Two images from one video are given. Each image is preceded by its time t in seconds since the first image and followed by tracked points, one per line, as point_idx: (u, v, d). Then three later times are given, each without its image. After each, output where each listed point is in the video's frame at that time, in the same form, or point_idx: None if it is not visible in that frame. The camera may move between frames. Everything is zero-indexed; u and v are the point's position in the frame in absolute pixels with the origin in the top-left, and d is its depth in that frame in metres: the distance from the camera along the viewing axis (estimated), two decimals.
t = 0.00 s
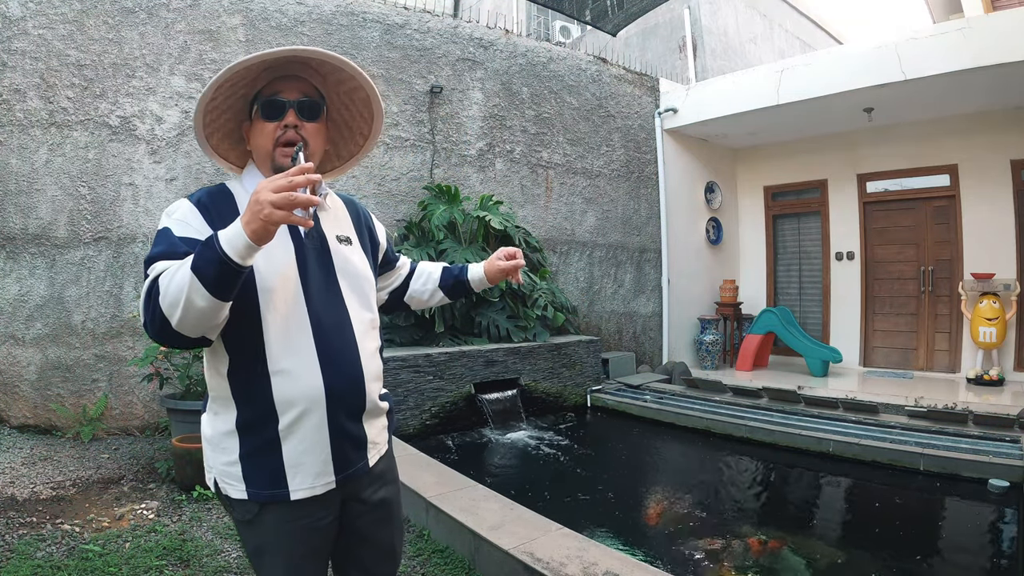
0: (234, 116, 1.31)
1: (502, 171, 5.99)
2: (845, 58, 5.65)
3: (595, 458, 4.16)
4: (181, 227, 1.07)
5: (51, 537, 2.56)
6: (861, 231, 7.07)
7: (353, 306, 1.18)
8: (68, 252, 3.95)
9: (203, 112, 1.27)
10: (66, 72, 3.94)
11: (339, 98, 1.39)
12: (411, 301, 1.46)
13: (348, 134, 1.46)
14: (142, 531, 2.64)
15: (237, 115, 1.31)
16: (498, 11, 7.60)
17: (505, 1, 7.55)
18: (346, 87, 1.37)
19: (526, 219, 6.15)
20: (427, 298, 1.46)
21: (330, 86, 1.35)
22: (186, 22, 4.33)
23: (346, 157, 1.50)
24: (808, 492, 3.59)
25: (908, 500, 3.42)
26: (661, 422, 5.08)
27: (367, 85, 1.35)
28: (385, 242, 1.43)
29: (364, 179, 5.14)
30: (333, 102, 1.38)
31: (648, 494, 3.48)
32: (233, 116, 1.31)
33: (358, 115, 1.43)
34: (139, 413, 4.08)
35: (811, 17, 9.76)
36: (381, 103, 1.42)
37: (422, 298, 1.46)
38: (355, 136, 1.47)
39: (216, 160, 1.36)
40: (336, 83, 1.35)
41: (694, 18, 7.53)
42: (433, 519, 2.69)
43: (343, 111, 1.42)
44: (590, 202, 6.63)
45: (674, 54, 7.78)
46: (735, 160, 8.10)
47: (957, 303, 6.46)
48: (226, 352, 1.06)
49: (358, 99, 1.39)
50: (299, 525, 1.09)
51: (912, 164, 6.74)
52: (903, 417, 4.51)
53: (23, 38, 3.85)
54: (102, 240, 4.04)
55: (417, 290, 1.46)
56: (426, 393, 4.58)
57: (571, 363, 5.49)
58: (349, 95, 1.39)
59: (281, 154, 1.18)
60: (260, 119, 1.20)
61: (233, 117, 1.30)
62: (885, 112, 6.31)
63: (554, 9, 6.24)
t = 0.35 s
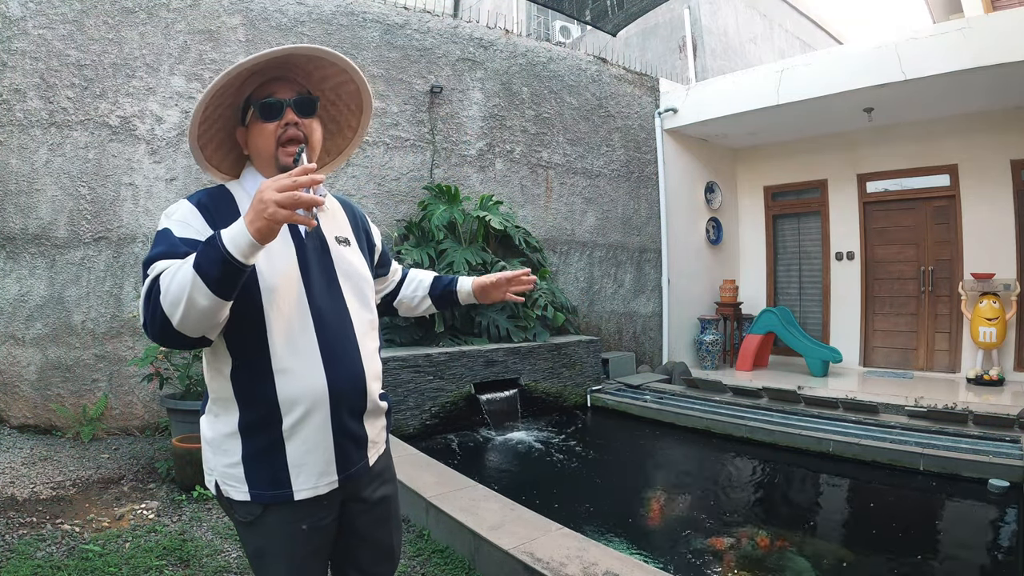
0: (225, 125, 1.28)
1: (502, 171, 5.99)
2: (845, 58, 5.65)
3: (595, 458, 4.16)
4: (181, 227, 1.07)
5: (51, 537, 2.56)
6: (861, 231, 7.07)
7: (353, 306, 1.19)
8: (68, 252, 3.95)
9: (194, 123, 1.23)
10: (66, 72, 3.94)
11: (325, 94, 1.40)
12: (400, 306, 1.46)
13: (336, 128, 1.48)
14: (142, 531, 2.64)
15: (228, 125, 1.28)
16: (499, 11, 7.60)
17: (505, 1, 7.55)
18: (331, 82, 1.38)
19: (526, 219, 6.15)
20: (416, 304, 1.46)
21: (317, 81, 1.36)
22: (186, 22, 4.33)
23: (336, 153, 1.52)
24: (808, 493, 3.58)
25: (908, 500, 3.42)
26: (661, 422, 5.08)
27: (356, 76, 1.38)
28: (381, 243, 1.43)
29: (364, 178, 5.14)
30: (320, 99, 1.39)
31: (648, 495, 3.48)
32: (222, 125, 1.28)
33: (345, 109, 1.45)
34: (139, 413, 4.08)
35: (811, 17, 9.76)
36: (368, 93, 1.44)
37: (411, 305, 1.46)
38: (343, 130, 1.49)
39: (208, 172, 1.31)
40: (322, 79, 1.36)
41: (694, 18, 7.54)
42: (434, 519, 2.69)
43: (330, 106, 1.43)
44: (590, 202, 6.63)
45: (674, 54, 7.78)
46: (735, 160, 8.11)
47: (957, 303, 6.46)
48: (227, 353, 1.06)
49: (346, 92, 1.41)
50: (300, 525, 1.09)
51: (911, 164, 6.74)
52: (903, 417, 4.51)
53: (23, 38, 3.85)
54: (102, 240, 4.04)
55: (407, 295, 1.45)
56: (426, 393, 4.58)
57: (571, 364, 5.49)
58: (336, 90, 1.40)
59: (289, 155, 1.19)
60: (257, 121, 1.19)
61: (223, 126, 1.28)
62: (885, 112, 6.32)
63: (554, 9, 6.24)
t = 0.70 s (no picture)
0: (224, 126, 1.28)
1: (502, 171, 6.00)
2: (845, 58, 5.65)
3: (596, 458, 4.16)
4: (184, 224, 1.07)
5: (52, 537, 2.56)
6: (861, 230, 7.07)
7: (354, 303, 1.19)
8: (68, 252, 3.95)
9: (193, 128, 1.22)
10: (66, 72, 3.94)
11: (321, 92, 1.41)
12: (415, 289, 1.48)
13: (332, 128, 1.50)
14: (142, 530, 2.64)
15: (227, 127, 1.28)
16: (499, 11, 7.60)
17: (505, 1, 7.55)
18: (326, 82, 1.39)
19: (526, 219, 6.15)
20: (430, 286, 1.49)
21: (314, 79, 1.37)
22: (186, 22, 4.33)
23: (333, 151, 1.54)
24: (808, 492, 3.58)
25: (908, 500, 3.42)
26: (661, 422, 5.08)
27: (351, 74, 1.39)
28: (380, 240, 1.43)
29: (364, 178, 5.14)
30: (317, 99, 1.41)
31: (648, 495, 3.48)
32: (219, 128, 1.27)
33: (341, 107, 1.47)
34: (139, 413, 4.08)
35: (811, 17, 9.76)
36: (364, 92, 1.47)
37: (426, 285, 1.48)
38: (338, 128, 1.51)
39: (208, 175, 1.32)
40: (317, 78, 1.37)
41: (694, 18, 7.53)
42: (433, 519, 2.69)
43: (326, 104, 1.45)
44: (590, 202, 6.62)
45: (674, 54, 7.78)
46: (735, 160, 8.11)
47: (957, 303, 6.46)
48: (228, 350, 1.06)
49: (342, 91, 1.44)
50: (299, 525, 1.09)
51: (912, 164, 6.73)
52: (903, 417, 4.51)
53: (23, 38, 3.85)
54: (102, 240, 4.04)
55: (420, 279, 1.48)
56: (426, 393, 4.58)
57: (571, 363, 5.49)
58: (331, 88, 1.42)
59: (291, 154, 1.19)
60: (258, 119, 1.19)
61: (222, 127, 1.28)
62: (885, 112, 6.32)
63: (554, 9, 6.23)
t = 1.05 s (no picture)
0: (229, 119, 1.28)
1: (502, 171, 6.00)
2: (845, 58, 5.64)
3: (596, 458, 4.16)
4: (182, 226, 1.06)
5: (52, 537, 2.56)
6: (861, 231, 7.07)
7: (352, 307, 1.19)
8: (68, 252, 3.95)
9: (200, 122, 1.22)
10: (66, 72, 3.93)
11: (331, 95, 1.41)
12: (412, 304, 1.48)
13: (336, 128, 1.52)
14: (142, 530, 2.64)
15: (232, 120, 1.28)
16: (499, 11, 7.60)
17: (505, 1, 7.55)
18: (337, 87, 1.39)
19: (526, 219, 6.15)
20: (427, 303, 1.50)
21: (326, 85, 1.36)
22: (186, 22, 4.33)
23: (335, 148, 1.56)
24: (808, 493, 3.58)
25: (908, 500, 3.42)
26: (661, 422, 5.08)
27: (360, 81, 1.38)
28: (380, 242, 1.43)
29: (364, 178, 5.14)
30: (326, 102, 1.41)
31: (648, 495, 3.48)
32: (225, 120, 1.27)
33: (348, 109, 1.48)
34: (139, 412, 4.08)
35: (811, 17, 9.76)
36: (374, 100, 1.48)
37: (423, 302, 1.49)
38: (343, 129, 1.53)
39: (209, 164, 1.33)
40: (330, 83, 1.37)
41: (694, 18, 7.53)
42: (434, 519, 2.69)
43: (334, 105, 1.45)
44: (590, 202, 6.62)
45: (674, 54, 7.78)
46: (735, 160, 8.11)
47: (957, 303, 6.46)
48: (225, 352, 1.06)
49: (352, 97, 1.44)
50: (297, 526, 1.09)
51: (912, 164, 6.73)
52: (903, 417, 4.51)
53: (23, 38, 3.85)
54: (102, 240, 4.04)
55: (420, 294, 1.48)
56: (426, 393, 4.58)
57: (571, 364, 5.49)
58: (342, 93, 1.42)
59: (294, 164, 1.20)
60: (264, 127, 1.19)
61: (227, 121, 1.27)
62: (885, 112, 6.32)
63: (554, 9, 6.23)
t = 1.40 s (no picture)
0: (230, 118, 1.28)
1: (502, 171, 6.00)
2: (845, 59, 5.65)
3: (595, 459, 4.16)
4: (180, 225, 1.06)
5: (52, 537, 2.56)
6: (861, 230, 7.07)
7: (350, 309, 1.19)
8: (68, 252, 3.95)
9: (200, 121, 1.22)
10: (66, 72, 3.94)
11: (332, 94, 1.41)
12: (414, 303, 1.48)
13: (337, 127, 1.52)
14: (142, 530, 2.64)
15: (233, 119, 1.28)
16: (499, 11, 7.60)
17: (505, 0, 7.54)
18: (338, 86, 1.39)
19: (526, 219, 6.15)
20: (429, 302, 1.49)
21: (327, 84, 1.36)
22: (186, 22, 4.33)
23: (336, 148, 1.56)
24: (807, 493, 3.58)
25: (907, 500, 3.42)
26: (661, 422, 5.08)
27: (362, 80, 1.38)
28: (380, 243, 1.43)
29: (364, 178, 5.13)
30: (327, 101, 1.41)
31: (647, 495, 3.48)
32: (226, 118, 1.27)
33: (349, 109, 1.48)
34: (139, 412, 4.08)
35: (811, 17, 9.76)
36: (376, 101, 1.48)
37: (424, 302, 1.49)
38: (344, 129, 1.53)
39: (209, 162, 1.33)
40: (331, 83, 1.37)
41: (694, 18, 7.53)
42: (433, 519, 2.69)
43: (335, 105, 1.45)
44: (590, 202, 6.62)
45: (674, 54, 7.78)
46: (735, 160, 8.11)
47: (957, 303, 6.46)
48: (222, 352, 1.06)
49: (354, 97, 1.44)
50: (293, 528, 1.09)
51: (912, 164, 6.73)
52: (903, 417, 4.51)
53: (23, 38, 3.84)
54: (102, 240, 4.04)
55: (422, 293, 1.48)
56: (426, 393, 4.58)
57: (571, 363, 5.49)
58: (343, 93, 1.42)
59: (294, 164, 1.20)
60: (264, 125, 1.19)
61: (228, 120, 1.27)
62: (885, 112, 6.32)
63: (554, 9, 6.23)
